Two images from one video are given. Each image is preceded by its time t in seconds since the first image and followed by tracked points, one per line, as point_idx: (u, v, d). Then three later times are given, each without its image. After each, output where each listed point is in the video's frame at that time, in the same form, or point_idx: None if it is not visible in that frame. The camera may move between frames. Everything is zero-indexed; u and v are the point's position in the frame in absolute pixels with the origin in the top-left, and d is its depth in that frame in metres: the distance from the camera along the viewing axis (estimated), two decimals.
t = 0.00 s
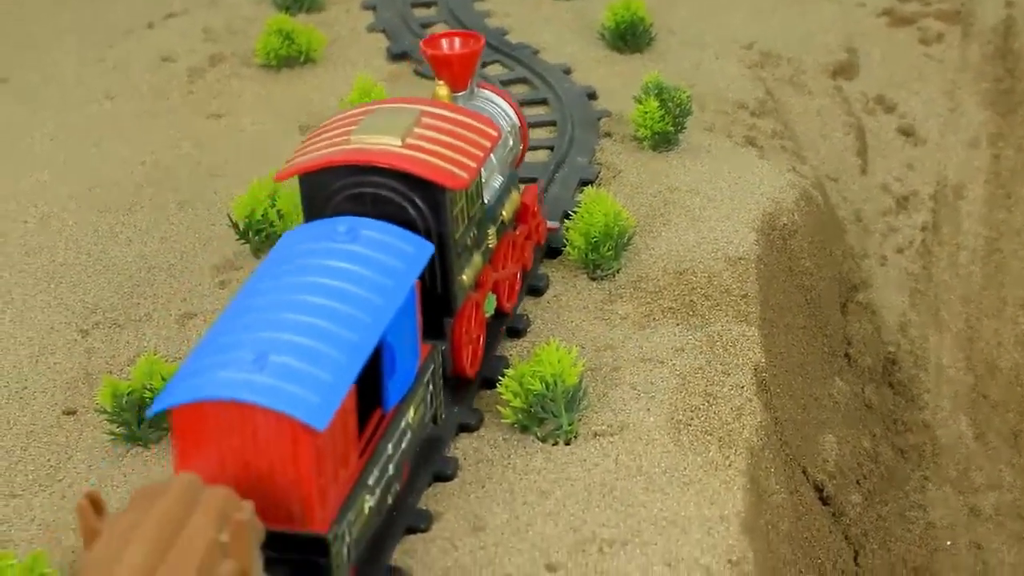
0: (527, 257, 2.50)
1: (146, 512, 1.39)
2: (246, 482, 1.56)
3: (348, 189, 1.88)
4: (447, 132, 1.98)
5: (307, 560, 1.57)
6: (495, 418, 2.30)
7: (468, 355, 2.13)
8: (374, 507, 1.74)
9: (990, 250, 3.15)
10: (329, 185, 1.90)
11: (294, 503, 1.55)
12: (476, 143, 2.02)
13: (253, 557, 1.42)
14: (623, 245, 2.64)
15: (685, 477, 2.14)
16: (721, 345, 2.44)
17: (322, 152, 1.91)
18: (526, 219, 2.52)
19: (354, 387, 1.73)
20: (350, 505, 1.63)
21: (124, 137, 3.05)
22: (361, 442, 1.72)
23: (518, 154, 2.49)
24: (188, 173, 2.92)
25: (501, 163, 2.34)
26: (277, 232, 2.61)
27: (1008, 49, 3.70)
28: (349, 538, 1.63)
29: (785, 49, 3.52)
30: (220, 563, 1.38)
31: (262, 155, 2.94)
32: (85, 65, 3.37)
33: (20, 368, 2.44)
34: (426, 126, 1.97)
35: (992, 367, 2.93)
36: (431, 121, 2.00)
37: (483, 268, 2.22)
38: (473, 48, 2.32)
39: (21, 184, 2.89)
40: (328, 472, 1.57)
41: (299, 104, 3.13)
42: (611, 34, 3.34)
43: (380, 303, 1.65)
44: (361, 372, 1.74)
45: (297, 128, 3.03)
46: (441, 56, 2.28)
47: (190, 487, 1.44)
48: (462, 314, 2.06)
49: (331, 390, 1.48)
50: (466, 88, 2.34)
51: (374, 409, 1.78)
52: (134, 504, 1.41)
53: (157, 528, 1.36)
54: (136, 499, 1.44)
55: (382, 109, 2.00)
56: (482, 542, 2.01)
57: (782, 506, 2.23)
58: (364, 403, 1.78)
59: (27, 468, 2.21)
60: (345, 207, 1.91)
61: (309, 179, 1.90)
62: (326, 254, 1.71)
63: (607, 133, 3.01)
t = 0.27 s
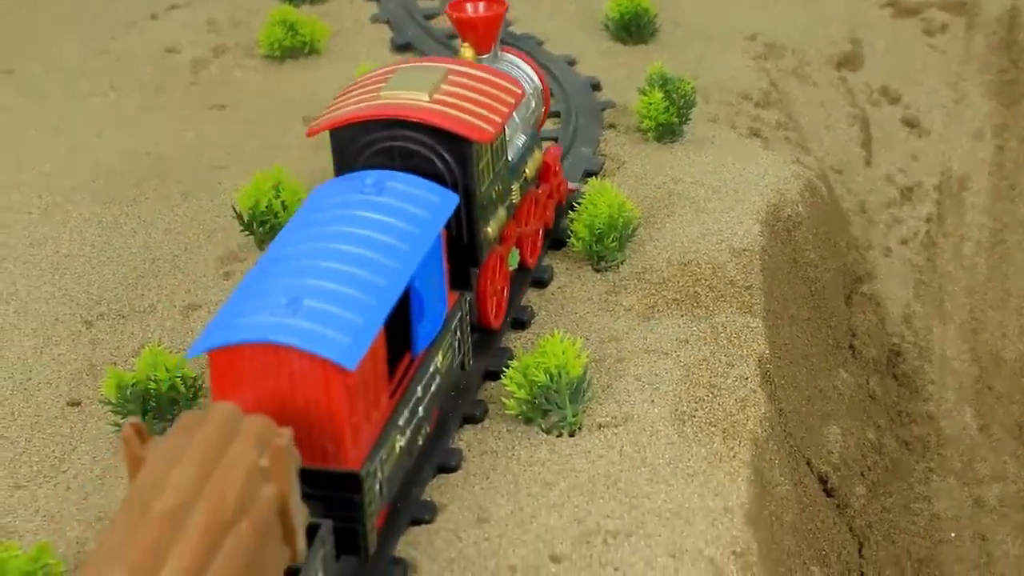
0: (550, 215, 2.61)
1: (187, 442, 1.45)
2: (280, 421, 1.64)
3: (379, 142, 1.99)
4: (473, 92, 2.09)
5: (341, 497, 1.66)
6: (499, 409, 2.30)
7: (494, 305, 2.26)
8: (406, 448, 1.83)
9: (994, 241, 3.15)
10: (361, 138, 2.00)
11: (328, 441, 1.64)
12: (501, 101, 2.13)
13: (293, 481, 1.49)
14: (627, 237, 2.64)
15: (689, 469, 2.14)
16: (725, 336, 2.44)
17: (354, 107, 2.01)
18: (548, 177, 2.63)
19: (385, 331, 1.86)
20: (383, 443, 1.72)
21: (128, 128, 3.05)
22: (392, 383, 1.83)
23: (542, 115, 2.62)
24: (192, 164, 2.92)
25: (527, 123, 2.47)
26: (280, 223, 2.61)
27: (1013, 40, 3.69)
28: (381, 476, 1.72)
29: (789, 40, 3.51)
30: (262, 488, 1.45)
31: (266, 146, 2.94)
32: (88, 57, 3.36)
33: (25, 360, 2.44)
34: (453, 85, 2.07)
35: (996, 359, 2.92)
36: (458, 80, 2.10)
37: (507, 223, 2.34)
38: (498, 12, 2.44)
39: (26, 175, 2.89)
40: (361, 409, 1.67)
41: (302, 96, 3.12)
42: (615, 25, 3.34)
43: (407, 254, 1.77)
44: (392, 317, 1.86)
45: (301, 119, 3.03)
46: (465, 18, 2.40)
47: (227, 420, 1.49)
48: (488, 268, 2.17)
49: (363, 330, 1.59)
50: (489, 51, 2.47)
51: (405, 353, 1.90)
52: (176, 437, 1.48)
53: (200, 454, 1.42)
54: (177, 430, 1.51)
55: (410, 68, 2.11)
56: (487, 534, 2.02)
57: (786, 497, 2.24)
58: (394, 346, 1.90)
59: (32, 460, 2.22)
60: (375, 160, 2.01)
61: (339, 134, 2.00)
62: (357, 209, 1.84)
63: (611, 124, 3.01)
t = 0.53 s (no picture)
0: (572, 174, 2.71)
1: (235, 373, 1.62)
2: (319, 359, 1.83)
3: (405, 104, 2.16)
4: (494, 54, 2.24)
5: (375, 437, 1.87)
6: (505, 401, 2.30)
7: (519, 261, 2.42)
8: (435, 392, 2.04)
9: (1000, 234, 3.14)
10: (389, 100, 2.17)
11: (361, 382, 1.84)
12: (522, 62, 2.29)
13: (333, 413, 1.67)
14: (633, 230, 2.63)
15: (694, 462, 2.15)
16: (730, 329, 2.44)
17: (381, 70, 2.18)
18: (569, 138, 2.69)
19: (415, 282, 2.04)
20: (416, 385, 1.93)
21: (133, 121, 3.05)
22: (421, 332, 2.03)
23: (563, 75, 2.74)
24: (197, 156, 2.92)
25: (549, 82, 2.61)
26: (285, 216, 2.61)
27: (1019, 33, 3.69)
28: (412, 416, 1.93)
29: (795, 33, 3.51)
30: (304, 419, 1.62)
31: (271, 139, 2.94)
32: (93, 49, 3.36)
33: (30, 352, 2.45)
34: (475, 49, 2.23)
35: (1002, 352, 2.92)
36: (480, 44, 2.26)
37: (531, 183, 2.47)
38: None
39: (32, 168, 2.90)
40: (392, 353, 1.86)
41: (307, 88, 3.12)
42: (620, 17, 3.33)
43: (435, 210, 1.93)
44: (422, 267, 2.04)
45: (306, 111, 3.03)
46: None
47: (271, 357, 1.65)
48: (512, 223, 2.32)
49: (392, 279, 1.77)
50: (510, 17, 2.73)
51: (435, 304, 2.09)
52: (223, 368, 1.65)
53: (248, 385, 1.60)
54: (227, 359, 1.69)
55: (434, 34, 2.28)
56: (492, 527, 2.03)
57: (791, 490, 2.24)
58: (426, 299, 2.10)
59: (38, 452, 2.22)
60: (403, 121, 2.18)
61: (369, 94, 2.17)
62: (388, 166, 2.01)
63: (617, 117, 3.01)
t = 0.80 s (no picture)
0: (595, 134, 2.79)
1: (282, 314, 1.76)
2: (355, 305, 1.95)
3: (433, 63, 2.27)
4: (519, 14, 2.35)
5: (410, 380, 1.98)
6: (510, 392, 2.29)
7: (542, 216, 2.52)
8: (465, 338, 2.14)
9: (1006, 225, 3.14)
10: (417, 59, 2.28)
11: (396, 327, 1.95)
12: (545, 23, 2.39)
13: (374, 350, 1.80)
14: (639, 221, 2.63)
15: (701, 452, 2.15)
16: (736, 320, 2.44)
17: (411, 29, 2.29)
18: (591, 100, 2.78)
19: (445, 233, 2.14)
20: (447, 331, 2.03)
21: (139, 112, 3.05)
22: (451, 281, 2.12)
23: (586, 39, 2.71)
24: (202, 147, 2.92)
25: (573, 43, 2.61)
26: (291, 206, 2.61)
27: None
28: (444, 360, 2.04)
29: (801, 24, 3.51)
30: (347, 355, 1.76)
31: (277, 130, 2.94)
32: (99, 40, 3.36)
33: (36, 342, 2.44)
34: (501, 9, 2.33)
35: (1008, 343, 2.92)
36: (506, 4, 2.36)
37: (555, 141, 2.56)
38: None
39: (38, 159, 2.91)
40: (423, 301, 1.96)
41: (314, 78, 3.12)
42: (626, 9, 3.33)
43: (461, 164, 2.05)
44: (452, 219, 2.15)
45: (312, 102, 3.03)
46: None
47: (318, 298, 1.80)
48: (536, 179, 2.42)
49: (423, 230, 1.89)
50: None
51: (464, 254, 2.18)
52: (269, 309, 1.79)
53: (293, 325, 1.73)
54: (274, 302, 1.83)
55: None
56: (498, 517, 2.04)
57: (798, 481, 2.25)
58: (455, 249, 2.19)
59: (43, 442, 2.22)
60: (430, 79, 2.29)
61: (398, 54, 2.29)
62: (417, 121, 2.12)
63: (623, 107, 3.01)
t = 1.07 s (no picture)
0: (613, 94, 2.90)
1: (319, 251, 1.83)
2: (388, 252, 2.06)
3: (459, 23, 2.40)
4: None
5: (438, 325, 2.08)
6: (515, 382, 2.29)
7: (565, 171, 2.63)
8: (492, 287, 2.24)
9: (1011, 215, 3.15)
10: (444, 19, 2.40)
11: (426, 275, 2.05)
12: None
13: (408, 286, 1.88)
14: (644, 210, 2.63)
15: (706, 441, 2.15)
16: (741, 310, 2.44)
17: None
18: (609, 62, 2.90)
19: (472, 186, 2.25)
20: (475, 278, 2.14)
21: (144, 103, 3.06)
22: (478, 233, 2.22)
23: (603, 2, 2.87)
24: (208, 137, 2.92)
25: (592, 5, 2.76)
26: (297, 196, 2.61)
27: None
28: (472, 307, 2.13)
29: (806, 14, 3.51)
30: (384, 291, 1.83)
31: (282, 120, 2.95)
32: (105, 31, 3.37)
33: (42, 332, 2.45)
34: None
35: (1013, 333, 2.92)
36: None
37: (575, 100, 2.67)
38: None
39: (44, 150, 2.91)
40: (452, 250, 2.06)
41: (320, 68, 3.13)
42: None
43: (486, 119, 2.16)
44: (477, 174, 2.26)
45: (316, 92, 3.03)
46: None
47: (354, 241, 1.87)
48: (558, 134, 2.53)
49: (452, 179, 2.00)
50: None
51: (489, 208, 2.30)
52: (307, 249, 1.87)
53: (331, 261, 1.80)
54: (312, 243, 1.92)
55: None
56: (504, 506, 2.03)
57: (803, 470, 2.25)
58: (482, 203, 2.31)
59: (49, 431, 2.23)
60: (456, 38, 2.42)
61: (425, 15, 2.41)
62: (443, 80, 2.24)
63: (629, 97, 3.02)
